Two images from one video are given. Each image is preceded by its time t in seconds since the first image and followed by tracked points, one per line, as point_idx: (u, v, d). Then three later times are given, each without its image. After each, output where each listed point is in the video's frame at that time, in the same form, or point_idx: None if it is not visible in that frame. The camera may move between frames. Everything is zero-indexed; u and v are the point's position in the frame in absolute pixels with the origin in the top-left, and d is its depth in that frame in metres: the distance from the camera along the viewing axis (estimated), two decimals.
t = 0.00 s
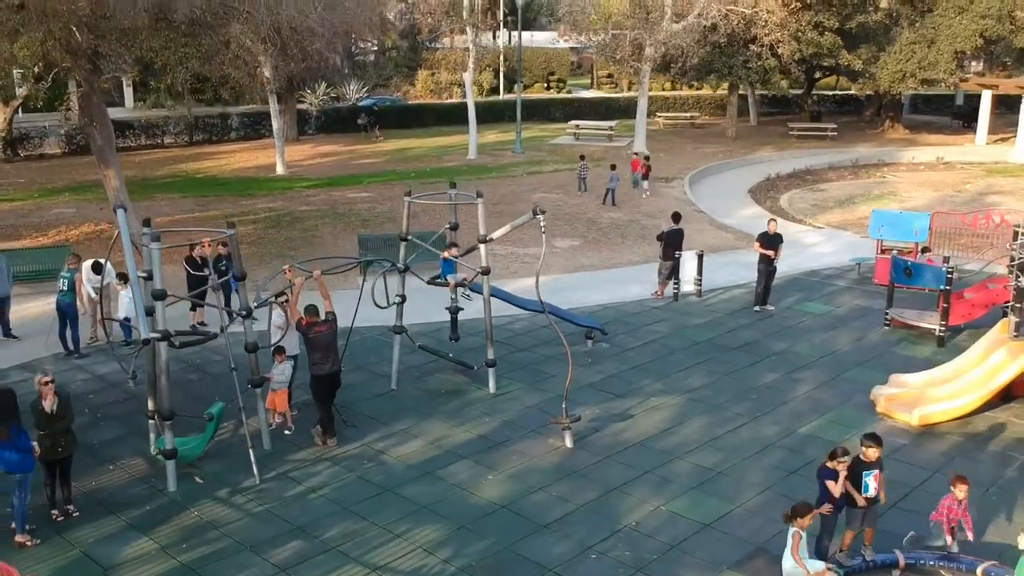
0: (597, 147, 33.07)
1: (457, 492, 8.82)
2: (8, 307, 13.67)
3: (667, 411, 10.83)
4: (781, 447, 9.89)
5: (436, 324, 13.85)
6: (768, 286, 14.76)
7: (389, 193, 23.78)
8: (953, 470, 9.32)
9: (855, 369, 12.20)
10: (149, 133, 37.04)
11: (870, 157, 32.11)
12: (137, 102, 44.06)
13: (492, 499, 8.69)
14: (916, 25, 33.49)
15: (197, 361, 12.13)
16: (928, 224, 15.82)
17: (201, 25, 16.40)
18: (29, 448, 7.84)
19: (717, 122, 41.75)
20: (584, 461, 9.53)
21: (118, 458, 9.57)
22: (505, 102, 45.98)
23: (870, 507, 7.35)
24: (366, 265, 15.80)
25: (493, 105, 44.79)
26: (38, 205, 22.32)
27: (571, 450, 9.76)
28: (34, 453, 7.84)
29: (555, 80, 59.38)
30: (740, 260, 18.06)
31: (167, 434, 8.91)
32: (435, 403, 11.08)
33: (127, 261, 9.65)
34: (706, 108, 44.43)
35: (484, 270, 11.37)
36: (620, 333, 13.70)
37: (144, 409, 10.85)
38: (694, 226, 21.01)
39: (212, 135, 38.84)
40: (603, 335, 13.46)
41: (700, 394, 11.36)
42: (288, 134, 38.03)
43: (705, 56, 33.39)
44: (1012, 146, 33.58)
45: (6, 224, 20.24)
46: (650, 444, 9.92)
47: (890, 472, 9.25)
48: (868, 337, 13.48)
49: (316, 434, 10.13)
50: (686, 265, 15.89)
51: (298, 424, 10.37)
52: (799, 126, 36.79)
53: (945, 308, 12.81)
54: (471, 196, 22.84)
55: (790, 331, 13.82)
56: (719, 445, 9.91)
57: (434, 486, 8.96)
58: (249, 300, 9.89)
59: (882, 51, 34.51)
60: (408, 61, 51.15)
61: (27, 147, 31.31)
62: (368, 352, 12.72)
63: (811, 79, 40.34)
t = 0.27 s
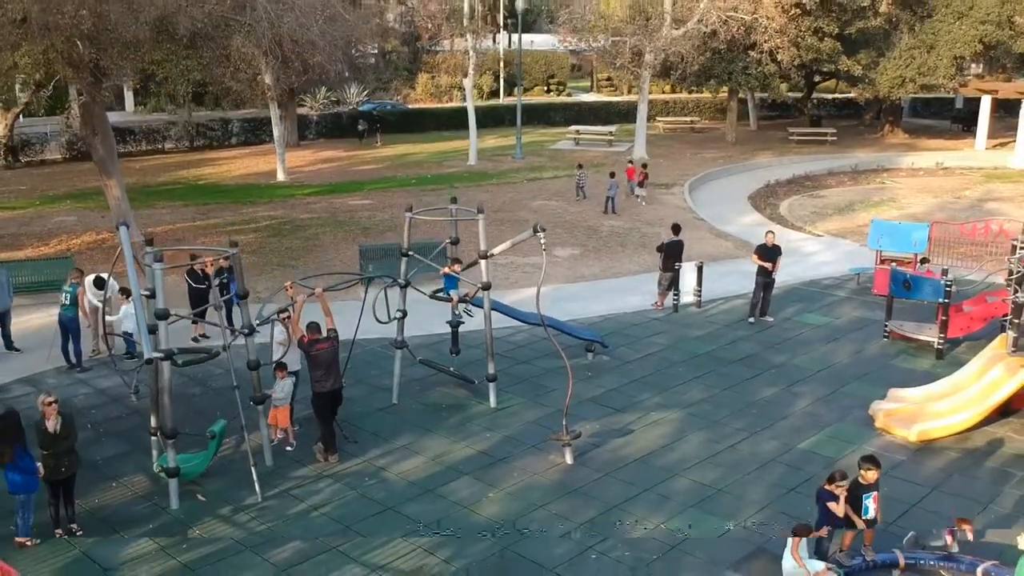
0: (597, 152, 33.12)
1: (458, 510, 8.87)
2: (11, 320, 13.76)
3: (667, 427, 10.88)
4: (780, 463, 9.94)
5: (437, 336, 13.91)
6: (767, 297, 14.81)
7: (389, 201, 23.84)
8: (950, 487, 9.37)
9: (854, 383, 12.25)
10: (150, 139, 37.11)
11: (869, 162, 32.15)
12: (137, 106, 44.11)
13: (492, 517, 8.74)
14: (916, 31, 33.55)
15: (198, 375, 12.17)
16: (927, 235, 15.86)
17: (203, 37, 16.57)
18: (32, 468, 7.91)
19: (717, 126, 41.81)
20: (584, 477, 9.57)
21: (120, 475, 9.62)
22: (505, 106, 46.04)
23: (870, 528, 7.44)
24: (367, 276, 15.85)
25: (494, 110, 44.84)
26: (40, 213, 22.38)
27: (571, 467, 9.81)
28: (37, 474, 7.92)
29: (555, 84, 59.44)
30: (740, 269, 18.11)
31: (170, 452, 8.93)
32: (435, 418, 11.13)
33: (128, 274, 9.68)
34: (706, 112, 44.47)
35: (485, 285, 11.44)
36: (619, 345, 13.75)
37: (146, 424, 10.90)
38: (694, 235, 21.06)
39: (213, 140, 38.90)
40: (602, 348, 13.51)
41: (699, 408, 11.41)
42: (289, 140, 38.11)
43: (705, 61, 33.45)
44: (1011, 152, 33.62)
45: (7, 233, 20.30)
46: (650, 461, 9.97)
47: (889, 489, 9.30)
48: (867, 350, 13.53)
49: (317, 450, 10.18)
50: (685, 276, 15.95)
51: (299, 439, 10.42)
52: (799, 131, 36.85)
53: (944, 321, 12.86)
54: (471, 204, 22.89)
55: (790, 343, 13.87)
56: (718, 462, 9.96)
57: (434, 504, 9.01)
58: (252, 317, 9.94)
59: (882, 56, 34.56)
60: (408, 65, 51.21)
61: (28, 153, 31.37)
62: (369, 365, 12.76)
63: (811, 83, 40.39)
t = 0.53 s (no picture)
0: (596, 156, 33.15)
1: (457, 524, 8.90)
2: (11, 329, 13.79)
3: (666, 438, 10.92)
4: (778, 476, 9.98)
5: (436, 345, 13.95)
6: (764, 306, 14.84)
7: (389, 207, 23.87)
8: (947, 499, 9.41)
9: (852, 393, 12.29)
10: (150, 143, 37.15)
11: (869, 166, 32.18)
12: (137, 109, 44.15)
13: (491, 531, 8.78)
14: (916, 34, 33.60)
15: (198, 385, 12.21)
16: (925, 242, 15.90)
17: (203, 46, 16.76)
18: (34, 484, 7.94)
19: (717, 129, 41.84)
20: (583, 490, 9.61)
21: (121, 488, 9.66)
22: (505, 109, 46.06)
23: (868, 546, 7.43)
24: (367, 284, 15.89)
25: (493, 113, 44.86)
26: (40, 219, 22.41)
27: (570, 479, 9.85)
28: (39, 489, 7.94)
29: (555, 85, 59.46)
30: (738, 276, 18.14)
31: (171, 466, 8.97)
32: (435, 429, 11.17)
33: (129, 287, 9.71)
34: (705, 114, 44.49)
35: (485, 296, 11.53)
36: (618, 354, 13.79)
37: (147, 436, 10.94)
38: (693, 240, 21.10)
39: (213, 144, 38.93)
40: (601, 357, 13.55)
41: (698, 419, 11.45)
42: (288, 144, 38.10)
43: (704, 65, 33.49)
44: (1010, 155, 33.64)
45: (8, 239, 20.33)
46: (649, 473, 10.01)
47: (888, 502, 9.34)
48: (866, 359, 13.57)
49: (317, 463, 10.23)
50: (684, 284, 16.00)
51: (299, 451, 10.46)
52: (798, 135, 36.87)
53: (942, 331, 12.90)
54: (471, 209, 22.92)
55: (788, 352, 13.91)
56: (717, 474, 10.00)
57: (434, 517, 9.05)
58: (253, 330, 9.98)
59: (882, 59, 34.60)
60: (408, 67, 51.22)
61: (28, 157, 31.41)
62: (369, 375, 12.80)
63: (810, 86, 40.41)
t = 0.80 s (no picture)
0: (596, 159, 33.21)
1: (455, 541, 8.97)
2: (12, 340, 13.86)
3: (663, 452, 10.99)
4: (774, 490, 10.04)
5: (435, 356, 14.01)
6: (760, 315, 14.97)
7: (388, 212, 23.93)
8: (942, 515, 9.48)
9: (849, 405, 12.36)
10: (151, 146, 37.23)
11: (867, 169, 32.22)
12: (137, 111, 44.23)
13: (489, 548, 8.84)
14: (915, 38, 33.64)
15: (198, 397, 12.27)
16: (923, 252, 15.96)
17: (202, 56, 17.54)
18: (36, 505, 8.01)
19: (716, 131, 41.89)
20: (581, 506, 9.68)
21: (122, 504, 9.72)
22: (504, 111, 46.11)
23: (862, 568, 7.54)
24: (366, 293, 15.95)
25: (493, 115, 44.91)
26: (40, 225, 22.48)
27: (568, 495, 9.92)
28: (41, 510, 8.02)
29: (554, 86, 59.51)
30: (737, 284, 18.20)
31: (171, 483, 9.04)
32: (434, 443, 11.24)
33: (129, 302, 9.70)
34: (704, 116, 44.53)
35: (484, 311, 11.62)
36: (617, 364, 13.85)
37: (148, 449, 11.00)
38: (692, 247, 21.16)
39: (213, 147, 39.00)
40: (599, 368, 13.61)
41: (696, 432, 11.52)
42: (288, 147, 38.17)
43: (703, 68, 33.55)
44: (1009, 158, 33.69)
45: (8, 246, 20.41)
46: (647, 488, 10.08)
47: (883, 518, 9.41)
48: (863, 369, 13.63)
49: (316, 477, 10.30)
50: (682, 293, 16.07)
51: (299, 466, 10.54)
52: (797, 137, 36.92)
53: (938, 343, 12.97)
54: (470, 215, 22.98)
55: (786, 362, 13.97)
56: (713, 489, 10.07)
57: (432, 534, 9.12)
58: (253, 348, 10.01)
59: (880, 62, 34.65)
60: (408, 69, 51.27)
61: (28, 161, 31.50)
62: (368, 386, 12.86)
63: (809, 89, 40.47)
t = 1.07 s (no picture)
0: (595, 154, 33.22)
1: (456, 549, 9.05)
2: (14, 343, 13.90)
3: (662, 457, 11.06)
4: (772, 496, 10.12)
5: (435, 358, 14.08)
6: (757, 317, 15.10)
7: (388, 210, 23.96)
8: (938, 521, 9.56)
9: (847, 408, 12.43)
10: (151, 142, 37.25)
11: (867, 164, 32.22)
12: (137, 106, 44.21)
13: (489, 556, 8.92)
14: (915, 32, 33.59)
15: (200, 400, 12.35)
16: (921, 253, 16.01)
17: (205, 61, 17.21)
18: (41, 516, 8.11)
19: (716, 125, 41.87)
20: (580, 512, 9.77)
21: (125, 511, 9.80)
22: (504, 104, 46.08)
23: None
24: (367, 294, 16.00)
25: (493, 108, 44.88)
26: (41, 223, 22.52)
27: (567, 501, 10.00)
28: (46, 521, 8.13)
29: (554, 79, 59.43)
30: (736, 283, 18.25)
31: (173, 491, 9.12)
32: (434, 448, 11.31)
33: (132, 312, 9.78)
34: (704, 109, 44.51)
35: (484, 318, 11.73)
36: (616, 367, 13.91)
37: (150, 455, 11.08)
38: (691, 245, 21.20)
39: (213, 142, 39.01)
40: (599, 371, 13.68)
41: (694, 437, 11.60)
42: (288, 142, 38.19)
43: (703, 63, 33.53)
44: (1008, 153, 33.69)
45: (9, 245, 20.46)
46: (646, 494, 10.16)
47: (880, 524, 9.49)
48: (861, 372, 13.70)
49: (317, 484, 10.38)
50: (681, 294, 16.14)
51: (300, 471, 10.61)
52: (797, 132, 36.91)
53: (936, 346, 13.03)
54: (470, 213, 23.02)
55: (784, 365, 14.03)
56: (712, 495, 10.15)
57: (432, 541, 9.20)
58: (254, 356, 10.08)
59: (881, 57, 34.63)
60: (407, 62, 51.20)
61: (29, 158, 31.54)
62: (369, 389, 12.93)
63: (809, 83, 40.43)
